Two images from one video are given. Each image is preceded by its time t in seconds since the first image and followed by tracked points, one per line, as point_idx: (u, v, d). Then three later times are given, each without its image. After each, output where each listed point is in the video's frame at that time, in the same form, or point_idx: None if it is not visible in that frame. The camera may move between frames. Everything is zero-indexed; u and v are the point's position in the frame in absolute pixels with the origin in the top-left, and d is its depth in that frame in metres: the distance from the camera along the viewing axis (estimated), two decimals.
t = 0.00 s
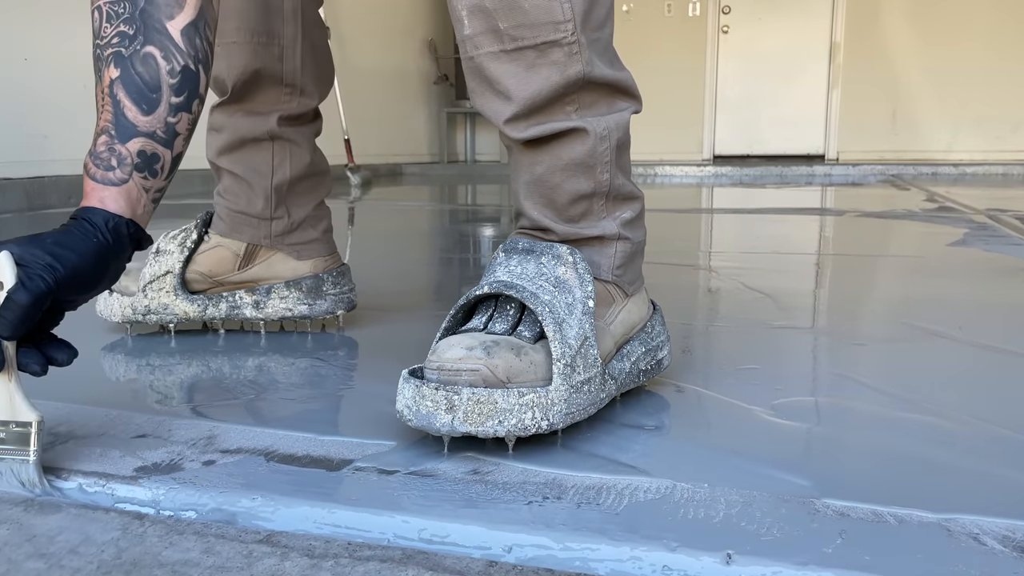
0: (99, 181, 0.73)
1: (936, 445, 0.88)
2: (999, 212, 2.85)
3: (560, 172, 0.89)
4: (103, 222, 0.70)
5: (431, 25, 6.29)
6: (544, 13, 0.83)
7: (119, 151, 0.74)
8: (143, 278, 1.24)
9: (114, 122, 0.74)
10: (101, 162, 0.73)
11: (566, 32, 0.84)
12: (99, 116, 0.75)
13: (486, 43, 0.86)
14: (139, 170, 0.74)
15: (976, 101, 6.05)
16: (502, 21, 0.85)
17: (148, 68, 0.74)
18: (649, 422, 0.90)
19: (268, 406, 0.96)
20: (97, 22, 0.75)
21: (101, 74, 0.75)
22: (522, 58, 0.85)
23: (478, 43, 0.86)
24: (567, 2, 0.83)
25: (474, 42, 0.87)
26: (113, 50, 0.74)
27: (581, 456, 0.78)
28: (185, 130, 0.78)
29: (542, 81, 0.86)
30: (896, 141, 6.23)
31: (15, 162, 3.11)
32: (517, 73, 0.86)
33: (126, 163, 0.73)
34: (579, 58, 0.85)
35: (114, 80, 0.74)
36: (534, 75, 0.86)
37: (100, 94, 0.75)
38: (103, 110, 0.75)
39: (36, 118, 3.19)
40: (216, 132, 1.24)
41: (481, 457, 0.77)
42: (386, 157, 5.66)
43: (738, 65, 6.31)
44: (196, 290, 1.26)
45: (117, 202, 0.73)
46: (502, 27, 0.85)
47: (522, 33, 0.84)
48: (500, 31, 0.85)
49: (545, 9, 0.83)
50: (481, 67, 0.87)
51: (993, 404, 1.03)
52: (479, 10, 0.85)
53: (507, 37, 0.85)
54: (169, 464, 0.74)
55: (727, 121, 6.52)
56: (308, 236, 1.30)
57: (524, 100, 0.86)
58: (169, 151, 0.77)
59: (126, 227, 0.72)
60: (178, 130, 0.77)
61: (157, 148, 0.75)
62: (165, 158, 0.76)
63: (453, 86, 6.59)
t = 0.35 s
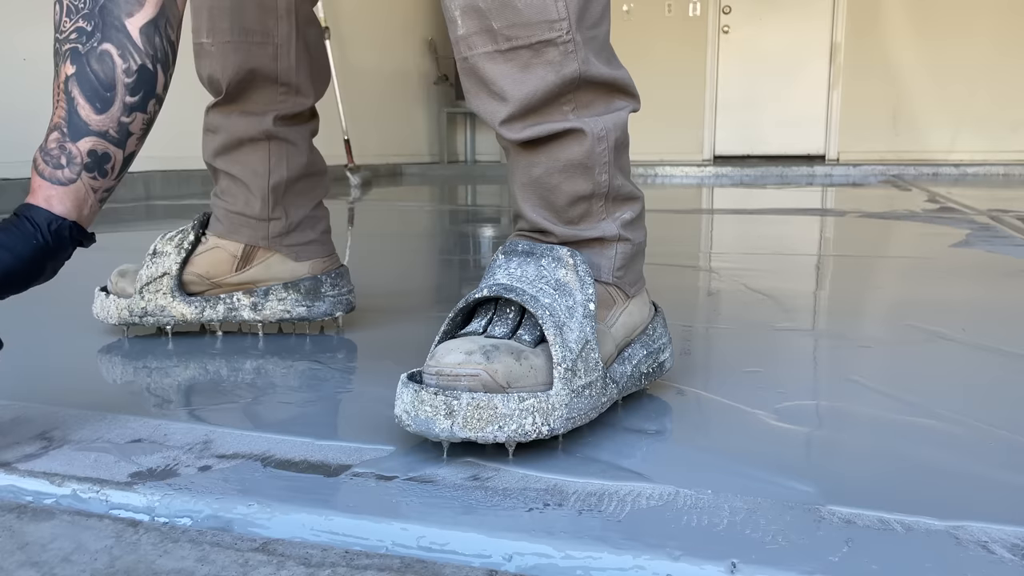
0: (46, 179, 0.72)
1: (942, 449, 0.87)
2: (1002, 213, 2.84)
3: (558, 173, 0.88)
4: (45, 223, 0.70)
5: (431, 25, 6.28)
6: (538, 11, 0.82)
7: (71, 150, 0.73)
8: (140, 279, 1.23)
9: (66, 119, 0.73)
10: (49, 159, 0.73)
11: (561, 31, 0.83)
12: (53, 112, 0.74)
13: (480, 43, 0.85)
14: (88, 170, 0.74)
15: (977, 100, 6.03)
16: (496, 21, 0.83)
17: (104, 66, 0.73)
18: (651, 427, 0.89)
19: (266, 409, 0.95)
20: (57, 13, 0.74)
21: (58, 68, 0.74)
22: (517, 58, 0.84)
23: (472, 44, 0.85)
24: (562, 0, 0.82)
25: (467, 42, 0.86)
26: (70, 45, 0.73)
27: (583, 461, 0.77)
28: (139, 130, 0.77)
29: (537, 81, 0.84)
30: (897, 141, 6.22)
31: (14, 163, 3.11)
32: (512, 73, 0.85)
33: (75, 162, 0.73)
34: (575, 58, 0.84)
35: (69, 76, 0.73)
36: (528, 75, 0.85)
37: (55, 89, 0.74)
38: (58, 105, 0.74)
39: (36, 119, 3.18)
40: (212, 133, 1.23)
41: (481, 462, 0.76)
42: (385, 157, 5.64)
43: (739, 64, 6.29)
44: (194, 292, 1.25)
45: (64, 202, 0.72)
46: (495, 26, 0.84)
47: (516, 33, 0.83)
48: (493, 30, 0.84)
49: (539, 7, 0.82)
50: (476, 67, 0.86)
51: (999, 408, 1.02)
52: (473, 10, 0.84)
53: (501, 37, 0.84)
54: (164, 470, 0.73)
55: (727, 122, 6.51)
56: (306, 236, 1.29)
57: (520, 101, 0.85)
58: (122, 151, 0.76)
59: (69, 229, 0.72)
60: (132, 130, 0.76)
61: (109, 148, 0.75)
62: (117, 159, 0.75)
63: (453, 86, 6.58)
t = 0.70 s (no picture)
0: (261, 165, 0.69)
1: (949, 451, 0.86)
2: (1003, 213, 2.84)
3: (562, 172, 0.87)
4: (285, 207, 0.64)
5: (432, 24, 6.27)
6: (546, 9, 0.81)
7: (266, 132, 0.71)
8: (138, 282, 1.23)
9: (249, 101, 0.72)
10: (253, 145, 0.70)
11: (570, 29, 0.82)
12: (228, 104, 0.73)
13: (486, 40, 0.84)
14: (293, 146, 0.72)
15: (978, 100, 6.02)
16: (503, 17, 0.82)
17: (264, 38, 0.73)
18: (653, 432, 0.88)
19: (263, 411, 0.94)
20: (195, 13, 0.74)
21: (217, 59, 0.73)
22: (523, 56, 0.83)
23: (478, 40, 0.84)
24: None
25: (473, 38, 0.85)
26: (223, 28, 0.73)
27: (581, 465, 0.76)
28: (315, 99, 0.76)
29: (543, 80, 0.84)
30: (897, 141, 6.21)
31: (13, 163, 3.10)
32: (518, 71, 0.84)
33: (280, 139, 0.71)
34: (583, 56, 0.83)
35: (233, 58, 0.72)
36: (535, 73, 0.84)
37: (221, 81, 0.73)
38: (231, 94, 0.73)
39: (35, 119, 3.17)
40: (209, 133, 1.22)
41: (481, 468, 0.76)
42: (385, 157, 5.64)
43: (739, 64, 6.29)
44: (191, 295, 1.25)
45: (287, 180, 0.69)
46: (503, 23, 0.83)
47: (523, 30, 0.82)
48: (500, 27, 0.83)
49: (548, 5, 0.81)
50: (482, 64, 0.85)
51: (1004, 410, 1.01)
52: (480, 6, 0.83)
53: (508, 34, 0.83)
54: (159, 476, 0.73)
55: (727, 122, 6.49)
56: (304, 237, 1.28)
57: (525, 101, 0.84)
58: (310, 122, 0.75)
59: (307, 209, 0.67)
60: (311, 98, 0.75)
61: (300, 119, 0.73)
62: (308, 133, 0.74)
63: (453, 86, 6.58)
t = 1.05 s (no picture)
0: (32, 162, 0.67)
1: (953, 452, 0.86)
2: (1006, 214, 2.82)
3: (564, 175, 0.87)
4: (32, 215, 0.66)
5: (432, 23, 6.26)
6: (551, 10, 0.80)
7: (58, 132, 0.69)
8: (134, 283, 1.22)
9: (53, 98, 0.68)
10: (36, 142, 0.68)
11: (574, 30, 0.81)
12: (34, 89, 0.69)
13: (488, 40, 0.83)
14: (78, 155, 0.69)
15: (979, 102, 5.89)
16: (506, 17, 0.81)
17: (93, 42, 0.68)
18: (655, 435, 0.88)
19: (261, 414, 0.94)
20: None
21: (41, 44, 0.69)
22: (526, 57, 0.83)
23: (480, 40, 0.84)
24: None
25: (476, 38, 0.84)
26: (56, 19, 0.68)
27: (579, 467, 0.76)
28: (129, 113, 0.72)
29: (545, 81, 0.83)
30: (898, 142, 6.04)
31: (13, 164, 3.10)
32: (521, 72, 0.83)
33: (64, 146, 0.68)
34: (587, 58, 0.82)
35: (55, 52, 0.68)
36: (538, 74, 0.83)
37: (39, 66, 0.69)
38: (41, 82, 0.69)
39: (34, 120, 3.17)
40: (206, 134, 1.21)
41: (481, 473, 0.75)
42: (386, 157, 5.65)
43: (739, 65, 6.13)
44: (190, 296, 1.25)
45: (52, 189, 0.68)
46: (506, 24, 0.82)
47: (527, 30, 0.81)
48: (503, 28, 0.82)
49: (552, 6, 0.80)
50: (484, 65, 0.85)
51: (1008, 412, 1.01)
52: (482, 6, 0.82)
53: (511, 34, 0.82)
54: (155, 481, 0.72)
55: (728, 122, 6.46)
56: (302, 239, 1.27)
57: (527, 102, 0.83)
58: (112, 134, 0.71)
59: (58, 220, 0.68)
60: (122, 111, 0.71)
61: (99, 130, 0.70)
62: (107, 143, 0.71)
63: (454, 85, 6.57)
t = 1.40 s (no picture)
0: (271, 159, 0.73)
1: (934, 446, 0.90)
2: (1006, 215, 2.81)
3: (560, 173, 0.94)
4: (299, 200, 0.72)
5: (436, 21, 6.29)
6: (552, 11, 0.85)
7: (276, 125, 0.73)
8: (136, 282, 1.30)
9: (254, 91, 0.73)
10: (264, 140, 0.73)
11: (575, 30, 0.86)
12: (231, 93, 0.75)
13: (489, 39, 0.87)
14: (299, 135, 0.75)
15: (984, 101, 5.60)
16: (506, 17, 0.85)
17: (263, 23, 0.74)
18: (654, 434, 0.92)
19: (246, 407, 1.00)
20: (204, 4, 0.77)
21: (217, 46, 0.75)
22: (527, 57, 0.88)
23: (480, 40, 0.88)
24: None
25: (475, 37, 0.88)
26: (223, 15, 0.74)
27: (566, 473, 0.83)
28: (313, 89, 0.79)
29: (546, 80, 0.88)
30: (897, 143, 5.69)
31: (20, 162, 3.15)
32: (522, 71, 0.88)
33: (289, 133, 0.74)
34: (586, 58, 0.88)
35: (235, 45, 0.74)
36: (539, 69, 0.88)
37: (224, 69, 0.75)
38: (234, 86, 0.74)
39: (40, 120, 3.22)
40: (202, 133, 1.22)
41: (479, 473, 0.83)
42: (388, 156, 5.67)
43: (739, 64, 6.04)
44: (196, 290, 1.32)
45: (295, 172, 0.74)
46: (506, 24, 0.86)
47: (528, 30, 0.86)
48: (504, 29, 0.86)
49: (553, 6, 0.85)
50: (484, 63, 0.88)
51: (996, 406, 1.03)
52: (483, 6, 0.85)
53: (512, 34, 0.86)
54: (154, 481, 0.81)
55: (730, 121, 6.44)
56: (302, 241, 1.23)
57: (528, 101, 0.88)
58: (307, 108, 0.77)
59: (312, 201, 0.74)
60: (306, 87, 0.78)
61: (302, 110, 0.76)
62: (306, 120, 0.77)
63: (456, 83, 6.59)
